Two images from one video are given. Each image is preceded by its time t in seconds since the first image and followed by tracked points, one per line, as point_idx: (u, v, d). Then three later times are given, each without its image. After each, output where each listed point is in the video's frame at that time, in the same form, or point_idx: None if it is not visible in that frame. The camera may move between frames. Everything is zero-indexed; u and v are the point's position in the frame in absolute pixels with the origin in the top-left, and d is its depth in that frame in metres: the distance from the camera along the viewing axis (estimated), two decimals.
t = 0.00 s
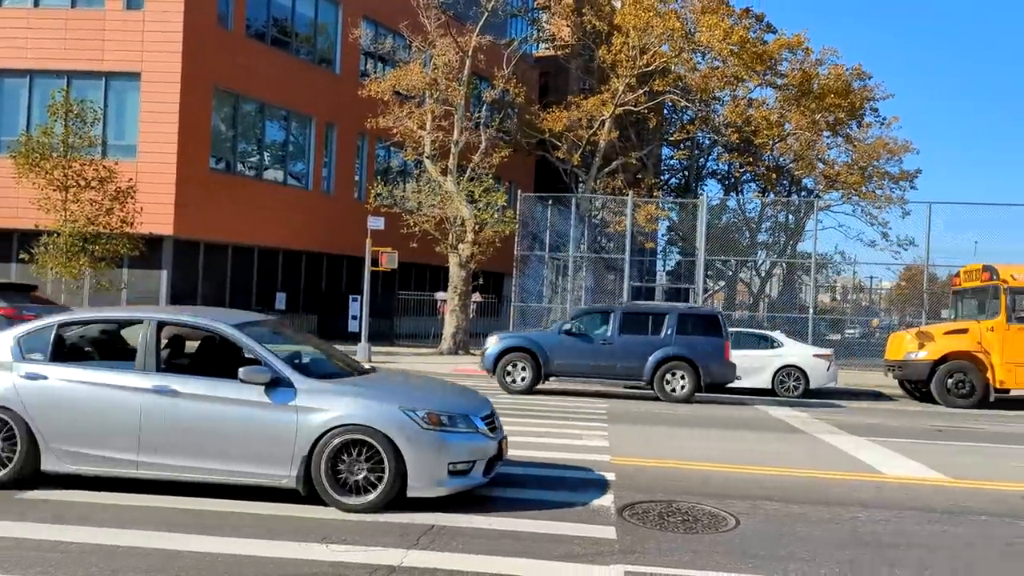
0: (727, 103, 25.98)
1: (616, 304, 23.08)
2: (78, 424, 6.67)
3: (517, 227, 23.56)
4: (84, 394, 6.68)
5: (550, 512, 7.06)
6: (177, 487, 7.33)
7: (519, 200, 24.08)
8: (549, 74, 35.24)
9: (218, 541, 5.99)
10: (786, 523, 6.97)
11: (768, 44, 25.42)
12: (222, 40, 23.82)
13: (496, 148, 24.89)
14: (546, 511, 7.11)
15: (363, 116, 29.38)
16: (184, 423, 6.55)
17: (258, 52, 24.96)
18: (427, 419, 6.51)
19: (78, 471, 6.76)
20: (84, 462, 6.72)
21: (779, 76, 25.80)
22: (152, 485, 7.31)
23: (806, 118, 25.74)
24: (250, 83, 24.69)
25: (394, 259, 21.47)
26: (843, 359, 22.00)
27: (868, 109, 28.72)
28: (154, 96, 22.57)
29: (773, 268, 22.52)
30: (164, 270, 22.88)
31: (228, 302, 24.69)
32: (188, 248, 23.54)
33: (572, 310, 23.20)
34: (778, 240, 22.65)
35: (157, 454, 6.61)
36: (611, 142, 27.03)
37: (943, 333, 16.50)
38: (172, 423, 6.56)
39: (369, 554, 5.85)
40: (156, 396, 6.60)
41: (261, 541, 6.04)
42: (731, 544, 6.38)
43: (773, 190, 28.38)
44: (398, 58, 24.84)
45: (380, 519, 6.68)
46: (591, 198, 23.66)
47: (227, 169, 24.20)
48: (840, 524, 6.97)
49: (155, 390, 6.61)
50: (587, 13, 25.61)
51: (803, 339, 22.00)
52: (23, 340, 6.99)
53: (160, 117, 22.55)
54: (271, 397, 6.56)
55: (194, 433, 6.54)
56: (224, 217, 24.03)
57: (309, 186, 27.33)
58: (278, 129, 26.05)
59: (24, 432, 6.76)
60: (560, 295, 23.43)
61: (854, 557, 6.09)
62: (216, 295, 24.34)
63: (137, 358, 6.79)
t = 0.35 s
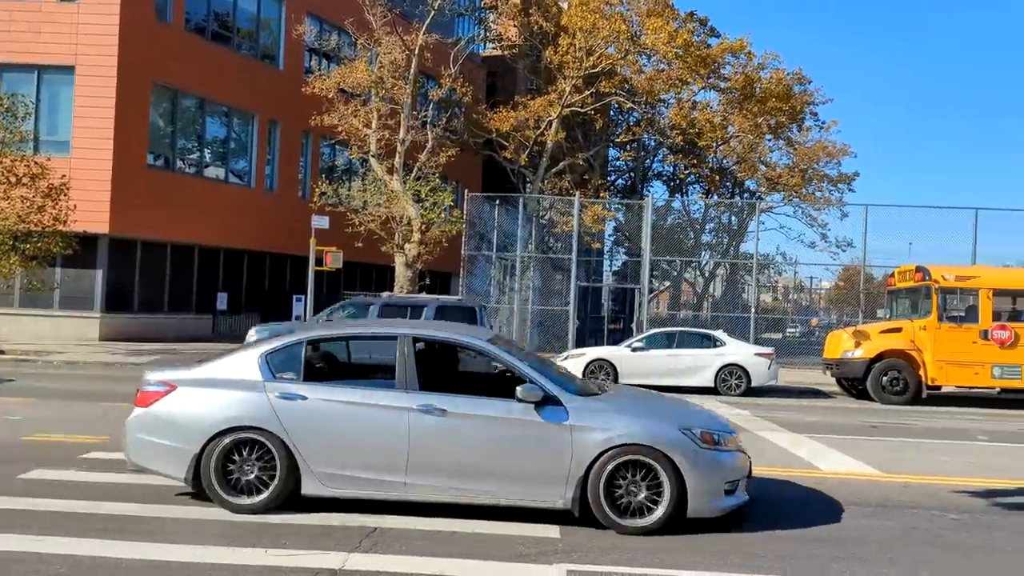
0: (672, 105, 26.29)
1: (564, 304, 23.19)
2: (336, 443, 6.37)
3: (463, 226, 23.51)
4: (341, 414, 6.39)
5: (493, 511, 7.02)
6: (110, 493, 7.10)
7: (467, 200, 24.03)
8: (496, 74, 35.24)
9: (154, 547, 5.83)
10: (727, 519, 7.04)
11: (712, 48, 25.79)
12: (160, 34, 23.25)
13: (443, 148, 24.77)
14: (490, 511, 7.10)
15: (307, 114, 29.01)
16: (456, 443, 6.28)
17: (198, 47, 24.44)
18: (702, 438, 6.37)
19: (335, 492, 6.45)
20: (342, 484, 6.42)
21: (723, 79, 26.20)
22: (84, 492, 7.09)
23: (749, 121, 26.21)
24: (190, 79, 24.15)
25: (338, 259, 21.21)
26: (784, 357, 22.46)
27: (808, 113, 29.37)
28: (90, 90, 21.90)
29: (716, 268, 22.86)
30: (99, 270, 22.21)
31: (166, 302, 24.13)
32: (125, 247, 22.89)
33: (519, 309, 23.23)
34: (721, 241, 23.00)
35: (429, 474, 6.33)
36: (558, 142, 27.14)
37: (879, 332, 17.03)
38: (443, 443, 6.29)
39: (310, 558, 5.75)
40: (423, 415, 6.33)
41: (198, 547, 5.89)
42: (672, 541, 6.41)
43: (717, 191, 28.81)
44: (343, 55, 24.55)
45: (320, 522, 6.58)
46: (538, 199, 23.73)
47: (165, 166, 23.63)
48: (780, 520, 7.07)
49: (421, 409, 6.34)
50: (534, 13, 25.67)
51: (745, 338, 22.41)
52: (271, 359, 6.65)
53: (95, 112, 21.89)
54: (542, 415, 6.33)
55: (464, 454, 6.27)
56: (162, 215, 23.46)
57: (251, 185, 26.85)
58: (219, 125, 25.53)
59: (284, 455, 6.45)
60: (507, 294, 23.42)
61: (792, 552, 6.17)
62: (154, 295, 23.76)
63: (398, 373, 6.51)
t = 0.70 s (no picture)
0: (616, 108, 26.54)
1: (508, 306, 23.24)
2: (627, 457, 6.28)
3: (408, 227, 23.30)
4: (629, 428, 6.31)
5: (434, 514, 7.00)
6: (35, 501, 6.85)
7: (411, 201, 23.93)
8: (440, 74, 35.15)
9: (82, 556, 5.65)
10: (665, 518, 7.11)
11: (654, 53, 26.12)
12: (94, 27, 22.58)
13: (386, 148, 24.56)
14: (428, 514, 7.06)
15: (247, 112, 28.52)
16: (746, 457, 6.26)
17: (132, 42, 23.81)
18: (979, 449, 6.45)
19: (624, 508, 6.32)
20: (636, 500, 6.30)
21: (665, 84, 26.53)
22: (7, 501, 6.82)
23: (690, 126, 26.61)
24: (125, 74, 23.54)
25: (279, 260, 20.86)
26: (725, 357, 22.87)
27: (747, 118, 29.98)
28: (19, 83, 21.10)
29: (659, 269, 23.16)
30: (27, 270, 21.43)
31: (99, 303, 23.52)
32: (55, 246, 22.17)
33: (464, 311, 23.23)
34: (664, 243, 23.31)
35: (722, 491, 6.28)
36: (503, 144, 27.16)
37: (814, 333, 17.51)
38: (735, 457, 6.27)
39: (246, 565, 5.64)
40: (711, 430, 6.30)
41: (129, 555, 5.72)
42: (610, 541, 6.44)
43: (660, 194, 29.18)
44: (284, 53, 24.15)
45: (257, 528, 6.46)
46: (483, 200, 23.77)
47: (98, 164, 22.96)
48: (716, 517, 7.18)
49: (708, 423, 6.31)
50: (479, 15, 25.65)
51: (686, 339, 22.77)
52: (549, 373, 6.57)
53: (24, 106, 21.09)
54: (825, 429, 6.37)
55: (760, 470, 6.26)
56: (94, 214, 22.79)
57: (189, 184, 26.25)
58: (155, 122, 24.92)
59: (574, 471, 6.32)
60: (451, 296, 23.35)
61: (728, 547, 6.24)
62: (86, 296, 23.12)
63: (677, 390, 6.51)
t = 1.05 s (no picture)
0: (558, 112, 26.65)
1: (449, 309, 23.17)
2: (909, 473, 6.30)
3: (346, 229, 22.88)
4: (907, 440, 6.35)
5: (368, 521, 6.92)
6: None
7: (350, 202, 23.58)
8: (381, 75, 34.86)
9: None
10: (601, 518, 7.19)
11: (596, 57, 26.30)
12: (17, 19, 21.81)
13: (325, 149, 24.21)
14: (365, 520, 6.97)
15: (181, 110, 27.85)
16: (1017, 467, 6.31)
17: (59, 36, 23.08)
18: None
19: (905, 517, 6.36)
20: (915, 511, 6.34)
21: (606, 89, 26.76)
22: None
23: (630, 131, 26.88)
24: (51, 69, 22.82)
25: (213, 261, 20.39)
26: (665, 359, 23.16)
27: (686, 124, 30.44)
28: None
29: (600, 272, 23.34)
30: None
31: (22, 308, 23.09)
32: None
33: (404, 314, 23.08)
34: (605, 247, 23.49)
35: (995, 502, 6.31)
36: (444, 146, 27.03)
37: (749, 334, 17.74)
38: (1010, 468, 6.31)
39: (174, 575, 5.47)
40: (986, 441, 6.35)
41: (50, 567, 5.50)
42: (550, 542, 6.49)
43: (601, 197, 29.40)
44: (219, 51, 23.64)
45: (187, 536, 6.28)
46: (424, 203, 23.66)
47: (22, 161, 22.20)
48: (650, 517, 7.31)
49: (982, 434, 6.37)
50: (420, 16, 25.49)
51: (626, 342, 23.01)
52: (826, 387, 6.62)
53: None
54: None
55: None
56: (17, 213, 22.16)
57: (120, 183, 25.50)
58: (83, 119, 24.17)
59: (857, 478, 6.35)
60: (392, 299, 23.15)
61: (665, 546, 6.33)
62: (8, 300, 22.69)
63: (946, 402, 6.57)
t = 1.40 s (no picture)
0: (499, 116, 26.70)
1: (390, 312, 22.96)
2: None
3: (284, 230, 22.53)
4: None
5: (302, 527, 6.79)
6: None
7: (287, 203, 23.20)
8: (320, 75, 34.42)
9: None
10: (539, 521, 7.21)
11: (537, 62, 26.44)
12: None
13: (261, 148, 23.77)
14: (302, 526, 6.85)
15: (111, 107, 27.05)
16: None
17: None
18: None
19: None
20: None
21: (547, 93, 26.90)
22: None
23: (572, 135, 27.05)
24: None
25: (144, 263, 19.80)
26: (605, 362, 23.35)
27: (627, 130, 30.77)
28: None
29: (542, 275, 23.40)
30: None
31: None
32: None
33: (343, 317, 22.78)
34: (547, 250, 23.56)
35: None
36: (385, 148, 26.82)
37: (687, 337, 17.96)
38: None
39: None
40: None
41: None
42: (488, 546, 6.47)
43: (543, 201, 29.53)
44: (152, 47, 23.05)
45: (112, 547, 6.08)
46: (364, 204, 23.42)
47: None
48: (588, 519, 7.36)
49: None
50: (360, 16, 25.27)
51: (567, 345, 23.12)
52: None
53: None
54: None
55: None
56: None
57: (46, 182, 24.63)
58: (7, 116, 23.32)
59: None
60: (330, 302, 22.82)
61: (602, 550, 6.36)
62: None
63: None
